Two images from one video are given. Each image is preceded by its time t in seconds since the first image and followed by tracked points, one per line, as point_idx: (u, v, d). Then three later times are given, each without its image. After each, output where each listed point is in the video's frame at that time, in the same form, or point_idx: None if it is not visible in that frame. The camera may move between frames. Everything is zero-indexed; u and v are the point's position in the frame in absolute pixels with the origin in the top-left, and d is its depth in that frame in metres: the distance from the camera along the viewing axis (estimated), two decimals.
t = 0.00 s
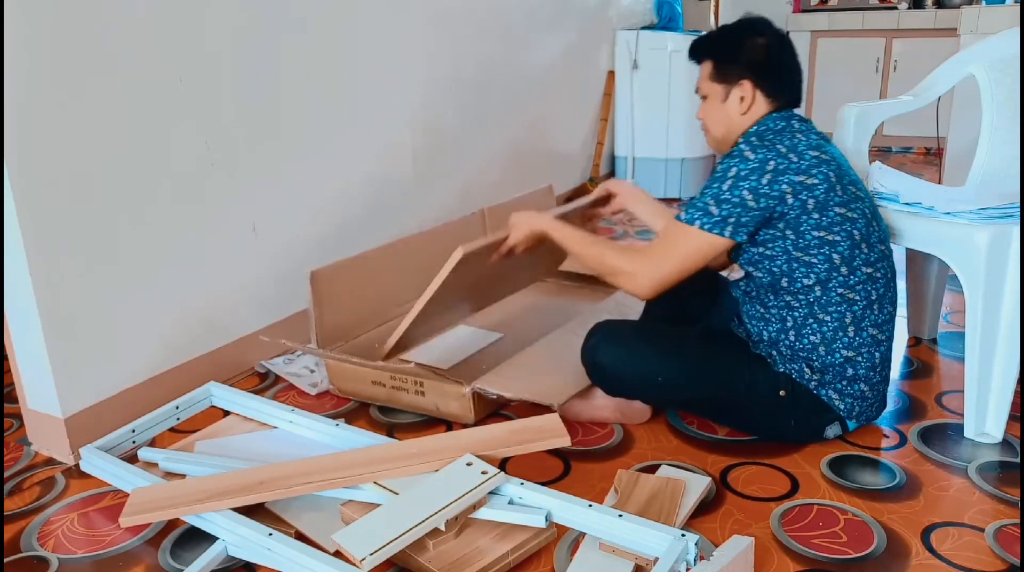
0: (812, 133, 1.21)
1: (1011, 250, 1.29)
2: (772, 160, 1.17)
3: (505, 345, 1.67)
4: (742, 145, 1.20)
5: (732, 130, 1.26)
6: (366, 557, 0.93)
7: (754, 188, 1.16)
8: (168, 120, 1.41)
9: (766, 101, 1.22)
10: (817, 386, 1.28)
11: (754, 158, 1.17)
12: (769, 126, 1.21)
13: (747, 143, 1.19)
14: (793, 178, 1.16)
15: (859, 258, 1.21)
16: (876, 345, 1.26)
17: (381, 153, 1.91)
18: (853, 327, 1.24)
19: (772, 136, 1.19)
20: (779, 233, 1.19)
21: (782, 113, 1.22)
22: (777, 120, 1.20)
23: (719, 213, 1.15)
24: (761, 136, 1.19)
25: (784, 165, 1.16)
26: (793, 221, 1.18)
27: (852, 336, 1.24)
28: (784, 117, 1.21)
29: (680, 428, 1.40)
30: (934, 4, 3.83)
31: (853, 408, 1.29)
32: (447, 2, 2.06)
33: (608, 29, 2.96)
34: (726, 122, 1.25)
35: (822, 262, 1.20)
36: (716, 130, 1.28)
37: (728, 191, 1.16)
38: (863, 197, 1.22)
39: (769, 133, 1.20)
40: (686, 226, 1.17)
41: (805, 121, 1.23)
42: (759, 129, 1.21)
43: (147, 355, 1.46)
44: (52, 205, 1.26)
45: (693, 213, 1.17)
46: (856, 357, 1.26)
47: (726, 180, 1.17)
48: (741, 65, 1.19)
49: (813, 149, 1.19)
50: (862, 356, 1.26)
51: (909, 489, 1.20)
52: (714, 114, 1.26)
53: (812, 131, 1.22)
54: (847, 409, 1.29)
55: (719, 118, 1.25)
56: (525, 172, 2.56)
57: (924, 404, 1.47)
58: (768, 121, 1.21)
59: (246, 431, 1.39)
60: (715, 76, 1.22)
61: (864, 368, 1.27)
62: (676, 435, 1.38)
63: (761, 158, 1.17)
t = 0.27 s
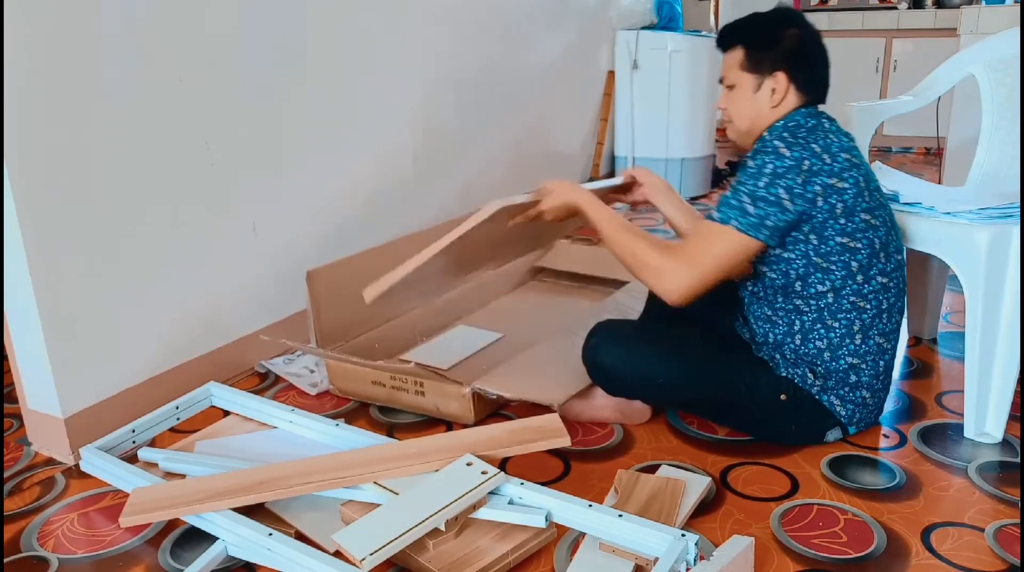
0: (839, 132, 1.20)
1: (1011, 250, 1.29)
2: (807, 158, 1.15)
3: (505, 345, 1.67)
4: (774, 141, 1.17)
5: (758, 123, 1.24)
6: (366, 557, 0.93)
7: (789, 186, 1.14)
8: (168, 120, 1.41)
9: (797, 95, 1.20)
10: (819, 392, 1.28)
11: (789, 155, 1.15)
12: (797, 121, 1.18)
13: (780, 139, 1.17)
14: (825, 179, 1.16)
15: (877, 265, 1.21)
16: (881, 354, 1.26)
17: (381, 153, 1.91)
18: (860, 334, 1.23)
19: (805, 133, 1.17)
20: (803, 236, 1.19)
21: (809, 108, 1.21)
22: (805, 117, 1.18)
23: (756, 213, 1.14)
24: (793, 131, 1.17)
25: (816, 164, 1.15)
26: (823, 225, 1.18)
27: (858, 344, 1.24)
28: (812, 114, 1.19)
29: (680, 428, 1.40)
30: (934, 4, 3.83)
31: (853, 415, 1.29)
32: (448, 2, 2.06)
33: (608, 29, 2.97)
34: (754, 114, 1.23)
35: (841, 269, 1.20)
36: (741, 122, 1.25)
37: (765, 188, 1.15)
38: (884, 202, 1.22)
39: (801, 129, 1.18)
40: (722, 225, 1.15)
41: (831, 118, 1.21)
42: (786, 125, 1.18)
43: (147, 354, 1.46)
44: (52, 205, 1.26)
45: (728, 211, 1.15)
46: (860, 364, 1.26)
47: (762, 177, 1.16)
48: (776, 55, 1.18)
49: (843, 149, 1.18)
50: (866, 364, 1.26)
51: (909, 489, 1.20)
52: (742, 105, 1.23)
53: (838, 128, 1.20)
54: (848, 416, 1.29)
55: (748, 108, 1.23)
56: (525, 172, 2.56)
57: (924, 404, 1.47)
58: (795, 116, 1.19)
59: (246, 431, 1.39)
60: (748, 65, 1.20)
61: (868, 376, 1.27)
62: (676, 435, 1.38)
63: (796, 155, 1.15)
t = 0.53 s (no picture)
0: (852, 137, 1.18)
1: (1012, 250, 1.29)
2: (850, 179, 1.12)
3: (505, 345, 1.67)
4: (812, 165, 1.13)
5: (779, 121, 1.21)
6: (366, 557, 0.93)
7: (843, 210, 1.11)
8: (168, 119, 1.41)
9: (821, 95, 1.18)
10: (824, 396, 1.27)
11: (831, 176, 1.12)
12: (815, 131, 1.16)
13: (815, 160, 1.13)
14: (869, 196, 1.13)
15: (898, 273, 1.21)
16: (887, 360, 1.27)
17: (381, 153, 1.91)
18: (870, 341, 1.23)
19: (835, 149, 1.14)
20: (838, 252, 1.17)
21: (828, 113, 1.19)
22: (820, 125, 1.17)
23: (823, 246, 1.11)
24: (824, 149, 1.14)
25: (859, 182, 1.13)
26: (869, 242, 1.16)
27: (867, 350, 1.24)
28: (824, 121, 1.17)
29: (680, 428, 1.40)
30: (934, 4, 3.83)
31: (856, 419, 1.29)
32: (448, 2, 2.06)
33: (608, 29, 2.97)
34: (776, 112, 1.20)
35: (871, 281, 1.19)
36: (761, 119, 1.22)
37: (822, 218, 1.11)
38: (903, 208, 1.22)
39: (826, 143, 1.15)
40: (791, 269, 1.12)
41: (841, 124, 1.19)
42: (805, 134, 1.17)
43: (147, 354, 1.46)
44: (52, 206, 1.26)
45: (795, 254, 1.12)
46: (867, 370, 1.26)
47: (815, 206, 1.12)
48: (805, 52, 1.15)
49: (867, 159, 1.16)
50: (873, 370, 1.26)
51: (909, 489, 1.20)
52: (765, 102, 1.20)
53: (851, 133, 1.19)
54: (851, 421, 1.29)
55: (771, 105, 1.19)
56: (525, 172, 2.56)
57: (924, 404, 1.47)
58: (811, 123, 1.17)
59: (246, 431, 1.39)
60: (775, 62, 1.17)
61: (873, 381, 1.27)
62: (676, 435, 1.38)
63: (838, 176, 1.12)
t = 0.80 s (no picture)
0: (863, 146, 1.18)
1: (1012, 251, 1.29)
2: (876, 198, 1.10)
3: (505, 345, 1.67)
4: (838, 187, 1.10)
5: (794, 131, 1.19)
6: (366, 557, 0.93)
7: (875, 231, 1.10)
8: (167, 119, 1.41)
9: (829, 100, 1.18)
10: (824, 401, 1.28)
11: (858, 198, 1.10)
12: (827, 143, 1.16)
13: (839, 181, 1.11)
14: (892, 211, 1.12)
15: (910, 281, 1.21)
16: (890, 365, 1.26)
17: (381, 153, 1.91)
18: (874, 348, 1.23)
19: (855, 166, 1.12)
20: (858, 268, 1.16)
21: (832, 121, 1.18)
22: (828, 134, 1.16)
23: (854, 268, 1.10)
24: (845, 167, 1.12)
25: (884, 200, 1.11)
26: (893, 255, 1.16)
27: (872, 357, 1.24)
28: (833, 131, 1.16)
29: (680, 428, 1.40)
30: (934, 4, 3.83)
31: (857, 421, 1.30)
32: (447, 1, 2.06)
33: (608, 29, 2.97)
34: (793, 123, 1.18)
35: (888, 292, 1.19)
36: (776, 132, 1.19)
37: (852, 241, 1.09)
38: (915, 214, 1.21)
39: (844, 159, 1.14)
40: (826, 295, 1.11)
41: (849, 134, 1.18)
42: (816, 144, 1.17)
43: (147, 354, 1.46)
44: (52, 206, 1.26)
45: (829, 279, 1.11)
46: (869, 375, 1.26)
47: (845, 229, 1.10)
48: (820, 61, 1.13)
49: (883, 172, 1.15)
50: (875, 375, 1.26)
51: (909, 489, 1.20)
52: (781, 114, 1.17)
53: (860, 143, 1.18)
54: (851, 423, 1.29)
55: (789, 117, 1.17)
56: (525, 172, 2.56)
57: (924, 404, 1.47)
58: (821, 133, 1.17)
59: (246, 431, 1.39)
60: (792, 74, 1.14)
61: (874, 385, 1.27)
62: (676, 435, 1.38)
63: (864, 197, 1.10)
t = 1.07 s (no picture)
0: (876, 158, 1.17)
1: (1012, 251, 1.29)
2: (890, 217, 1.10)
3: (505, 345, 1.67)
4: (853, 206, 1.10)
5: (787, 135, 1.19)
6: (366, 557, 0.93)
7: (887, 250, 1.09)
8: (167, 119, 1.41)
9: (828, 102, 1.16)
10: (824, 402, 1.28)
11: (871, 217, 1.09)
12: (839, 154, 1.15)
13: (854, 199, 1.10)
14: (904, 229, 1.12)
15: (917, 292, 1.21)
16: (891, 370, 1.26)
17: (381, 153, 1.91)
18: (876, 354, 1.23)
19: (870, 183, 1.11)
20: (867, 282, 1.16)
21: (839, 126, 1.18)
22: (838, 142, 1.16)
23: (865, 287, 1.10)
24: (860, 184, 1.11)
25: (897, 218, 1.10)
26: (903, 270, 1.15)
27: (873, 363, 1.23)
28: (845, 141, 1.16)
29: (680, 428, 1.40)
30: (934, 4, 3.83)
31: (856, 423, 1.30)
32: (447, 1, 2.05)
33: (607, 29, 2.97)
34: (784, 127, 1.18)
35: (896, 304, 1.19)
36: (769, 136, 1.20)
37: (864, 260, 1.09)
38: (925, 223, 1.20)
39: (859, 173, 1.13)
40: (834, 312, 1.11)
41: (862, 144, 1.17)
42: (822, 151, 1.16)
43: (147, 354, 1.46)
44: (51, 207, 1.26)
45: (839, 296, 1.11)
46: (870, 380, 1.25)
47: (857, 248, 1.09)
48: (806, 65, 1.12)
49: (895, 187, 1.14)
50: (875, 379, 1.26)
51: (909, 489, 1.20)
52: (771, 119, 1.18)
53: (873, 153, 1.17)
54: (851, 424, 1.29)
55: (779, 121, 1.18)
56: (525, 172, 2.56)
57: (924, 404, 1.47)
58: (827, 140, 1.17)
59: (246, 431, 1.39)
60: (774, 81, 1.15)
61: (874, 388, 1.27)
62: (676, 435, 1.38)
63: (878, 215, 1.09)
